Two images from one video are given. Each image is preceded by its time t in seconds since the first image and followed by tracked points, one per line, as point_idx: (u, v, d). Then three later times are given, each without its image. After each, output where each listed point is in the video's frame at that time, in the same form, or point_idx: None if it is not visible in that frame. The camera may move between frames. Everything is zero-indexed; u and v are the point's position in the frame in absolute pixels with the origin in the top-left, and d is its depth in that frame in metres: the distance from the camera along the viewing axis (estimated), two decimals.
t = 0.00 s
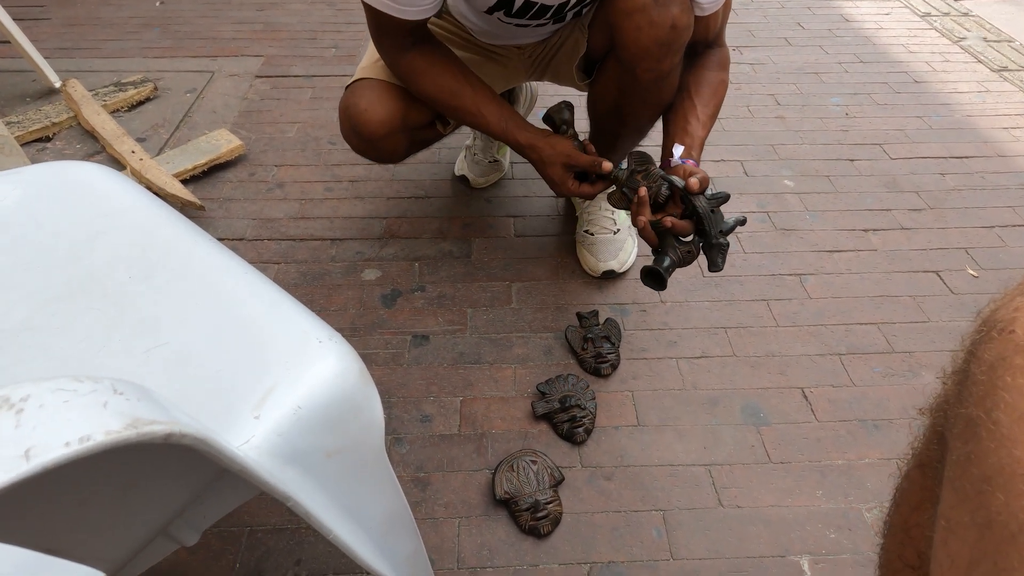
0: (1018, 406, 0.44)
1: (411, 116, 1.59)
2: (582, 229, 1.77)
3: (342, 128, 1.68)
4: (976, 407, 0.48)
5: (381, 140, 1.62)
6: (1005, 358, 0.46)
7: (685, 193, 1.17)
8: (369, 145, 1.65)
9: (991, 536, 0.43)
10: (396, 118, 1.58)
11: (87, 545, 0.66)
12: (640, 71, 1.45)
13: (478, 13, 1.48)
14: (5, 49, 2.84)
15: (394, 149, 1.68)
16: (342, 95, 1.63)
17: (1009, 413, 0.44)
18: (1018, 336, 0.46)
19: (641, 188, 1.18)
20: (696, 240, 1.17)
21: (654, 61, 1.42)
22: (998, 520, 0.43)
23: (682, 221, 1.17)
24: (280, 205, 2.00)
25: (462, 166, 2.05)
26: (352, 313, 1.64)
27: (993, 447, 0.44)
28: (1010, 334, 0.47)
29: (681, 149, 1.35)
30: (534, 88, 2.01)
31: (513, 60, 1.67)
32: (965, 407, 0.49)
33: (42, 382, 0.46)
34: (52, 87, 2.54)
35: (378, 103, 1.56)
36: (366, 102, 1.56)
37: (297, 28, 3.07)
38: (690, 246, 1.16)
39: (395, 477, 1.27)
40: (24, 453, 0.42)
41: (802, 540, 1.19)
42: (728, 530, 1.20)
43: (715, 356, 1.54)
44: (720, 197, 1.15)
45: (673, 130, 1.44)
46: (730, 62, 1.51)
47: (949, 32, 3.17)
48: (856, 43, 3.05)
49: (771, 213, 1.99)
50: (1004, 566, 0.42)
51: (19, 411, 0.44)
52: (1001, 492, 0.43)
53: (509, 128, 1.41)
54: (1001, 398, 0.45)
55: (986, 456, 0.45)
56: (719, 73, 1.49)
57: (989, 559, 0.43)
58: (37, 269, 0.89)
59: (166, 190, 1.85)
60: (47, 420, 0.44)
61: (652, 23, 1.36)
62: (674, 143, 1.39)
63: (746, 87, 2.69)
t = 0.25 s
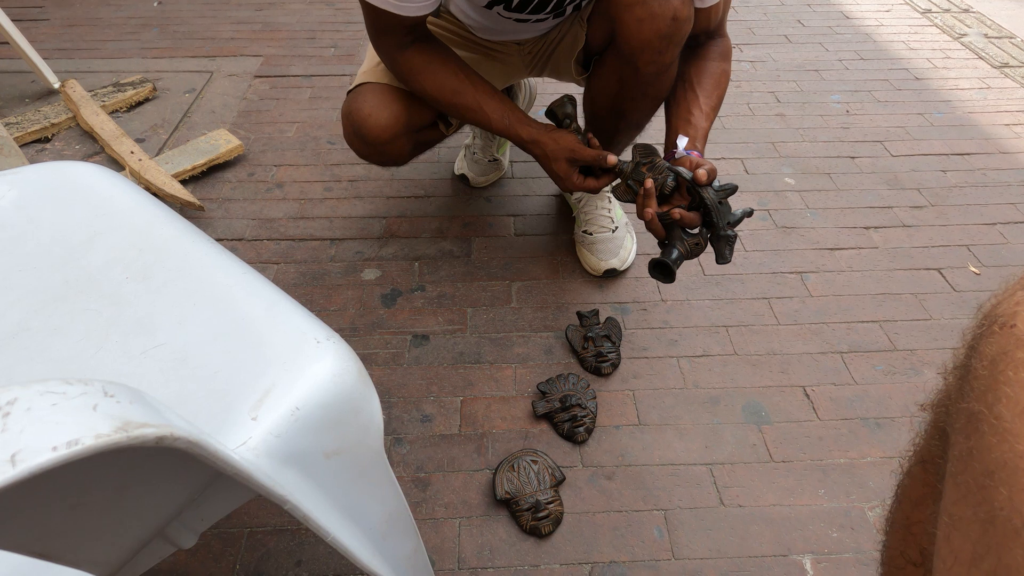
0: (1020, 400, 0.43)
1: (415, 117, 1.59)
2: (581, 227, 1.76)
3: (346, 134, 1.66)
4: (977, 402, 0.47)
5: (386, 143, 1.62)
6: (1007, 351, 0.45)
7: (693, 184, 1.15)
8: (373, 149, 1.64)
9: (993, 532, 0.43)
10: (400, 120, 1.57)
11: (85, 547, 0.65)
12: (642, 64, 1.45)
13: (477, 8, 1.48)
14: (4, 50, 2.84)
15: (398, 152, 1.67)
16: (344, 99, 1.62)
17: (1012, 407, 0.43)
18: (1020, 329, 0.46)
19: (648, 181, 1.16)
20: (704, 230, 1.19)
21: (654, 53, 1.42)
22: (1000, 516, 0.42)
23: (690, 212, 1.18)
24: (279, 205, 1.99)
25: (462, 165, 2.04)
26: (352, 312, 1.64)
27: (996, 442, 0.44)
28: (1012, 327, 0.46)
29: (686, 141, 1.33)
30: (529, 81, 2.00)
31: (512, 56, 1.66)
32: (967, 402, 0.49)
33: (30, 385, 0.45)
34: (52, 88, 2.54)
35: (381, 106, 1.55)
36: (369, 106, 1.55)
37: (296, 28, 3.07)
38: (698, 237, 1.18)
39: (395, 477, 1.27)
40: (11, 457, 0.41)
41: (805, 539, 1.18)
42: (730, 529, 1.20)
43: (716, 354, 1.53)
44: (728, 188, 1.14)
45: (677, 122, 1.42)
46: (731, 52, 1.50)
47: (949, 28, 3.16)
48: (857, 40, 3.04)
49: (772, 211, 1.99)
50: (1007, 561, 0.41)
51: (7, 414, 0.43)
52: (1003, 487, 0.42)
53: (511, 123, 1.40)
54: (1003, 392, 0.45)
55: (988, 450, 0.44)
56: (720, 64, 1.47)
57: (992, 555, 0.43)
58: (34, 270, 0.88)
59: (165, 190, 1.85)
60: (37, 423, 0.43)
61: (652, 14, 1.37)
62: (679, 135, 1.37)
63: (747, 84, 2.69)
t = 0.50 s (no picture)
0: (1018, 397, 0.43)
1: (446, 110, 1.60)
2: (584, 225, 1.77)
3: (381, 140, 1.67)
4: (975, 399, 0.47)
5: (422, 143, 1.61)
6: (1004, 349, 0.46)
7: (727, 159, 1.14)
8: (414, 149, 1.64)
9: (991, 527, 0.43)
10: (436, 114, 1.57)
11: (88, 546, 0.66)
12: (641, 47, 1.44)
13: None
14: (5, 53, 2.85)
15: (435, 150, 1.67)
16: (375, 107, 1.61)
17: (1009, 404, 0.44)
18: (1016, 327, 0.46)
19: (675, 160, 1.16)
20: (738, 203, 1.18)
21: (654, 35, 1.41)
22: (997, 512, 0.42)
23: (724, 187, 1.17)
24: (280, 206, 2.00)
25: (461, 168, 2.03)
26: (353, 312, 1.64)
27: (993, 439, 0.44)
28: (1010, 325, 0.47)
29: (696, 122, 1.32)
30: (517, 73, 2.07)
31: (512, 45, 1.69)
32: (965, 400, 0.49)
33: (39, 383, 0.46)
34: (53, 90, 2.54)
35: (415, 105, 1.55)
36: (405, 107, 1.55)
37: (296, 29, 3.07)
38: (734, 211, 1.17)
39: (397, 476, 1.27)
40: (20, 453, 0.42)
41: (806, 536, 1.19)
42: (731, 527, 1.20)
43: (716, 352, 1.53)
44: (761, 160, 1.13)
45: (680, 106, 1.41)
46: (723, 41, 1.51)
47: (949, 26, 3.16)
48: (856, 39, 3.05)
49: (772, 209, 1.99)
50: (1004, 557, 0.42)
51: (16, 412, 0.44)
52: (1001, 483, 0.42)
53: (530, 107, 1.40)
54: (1000, 389, 0.45)
55: (985, 447, 0.45)
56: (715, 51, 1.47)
57: (990, 551, 0.43)
58: (37, 270, 0.89)
59: (166, 191, 1.85)
60: (45, 420, 0.44)
61: None
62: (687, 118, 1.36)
63: (746, 83, 2.69)
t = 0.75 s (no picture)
0: (1016, 393, 0.43)
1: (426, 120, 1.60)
2: (608, 220, 1.80)
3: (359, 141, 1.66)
4: (973, 396, 0.47)
5: (403, 150, 1.62)
6: (1003, 346, 0.46)
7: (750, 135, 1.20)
8: (393, 156, 1.64)
9: (989, 523, 0.43)
10: (415, 123, 1.57)
11: (85, 546, 0.65)
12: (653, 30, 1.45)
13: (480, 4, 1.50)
14: (4, 55, 2.85)
15: (416, 156, 1.67)
16: (358, 112, 1.61)
17: (1007, 401, 0.43)
18: (1016, 324, 0.46)
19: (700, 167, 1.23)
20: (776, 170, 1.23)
21: (665, 16, 1.43)
22: (996, 508, 0.42)
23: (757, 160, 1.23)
24: (280, 207, 2.00)
25: (460, 169, 2.03)
26: (353, 313, 1.64)
27: (992, 435, 0.44)
28: (1008, 322, 0.46)
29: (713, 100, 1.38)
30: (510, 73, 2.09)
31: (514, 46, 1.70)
32: (964, 396, 0.49)
33: (33, 386, 0.46)
34: (52, 92, 2.55)
35: (397, 111, 1.55)
36: (384, 112, 1.55)
37: (295, 30, 3.07)
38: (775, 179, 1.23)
39: (397, 477, 1.27)
40: (13, 456, 0.42)
41: (807, 535, 1.19)
42: (731, 526, 1.20)
43: (716, 351, 1.53)
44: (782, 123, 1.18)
45: (697, 84, 1.45)
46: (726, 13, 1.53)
47: (949, 23, 3.15)
48: (856, 37, 3.04)
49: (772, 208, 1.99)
50: (1001, 553, 0.41)
51: (8, 414, 0.44)
52: (998, 479, 0.42)
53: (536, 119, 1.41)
54: (998, 385, 0.45)
55: (983, 443, 0.44)
56: (720, 24, 1.49)
57: (988, 546, 0.43)
58: (35, 273, 0.89)
59: (165, 193, 1.85)
60: (37, 423, 0.44)
61: None
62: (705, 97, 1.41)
63: (746, 81, 2.68)
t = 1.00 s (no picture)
0: (1010, 391, 0.43)
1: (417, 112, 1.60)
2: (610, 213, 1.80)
3: (350, 130, 1.66)
4: (969, 393, 0.48)
5: (391, 139, 1.61)
6: (999, 344, 0.46)
7: (746, 134, 1.31)
8: (382, 145, 1.64)
9: (984, 520, 0.43)
10: (405, 113, 1.57)
11: (90, 544, 0.66)
12: (660, 22, 1.46)
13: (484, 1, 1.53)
14: (5, 57, 2.86)
15: (404, 146, 1.67)
16: (351, 98, 1.62)
17: (1002, 398, 0.44)
18: (1012, 323, 0.46)
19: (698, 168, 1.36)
20: (770, 165, 1.34)
21: (672, 9, 1.44)
22: (990, 504, 0.43)
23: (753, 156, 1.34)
24: (280, 208, 2.00)
25: (460, 168, 2.04)
26: (354, 313, 1.65)
27: (987, 432, 0.44)
28: (1004, 320, 0.47)
29: (712, 92, 1.47)
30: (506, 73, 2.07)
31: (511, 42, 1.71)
32: (960, 394, 0.49)
33: (40, 385, 0.46)
34: (52, 94, 2.55)
35: (388, 100, 1.56)
36: (375, 100, 1.56)
37: (295, 30, 3.08)
38: (770, 173, 1.34)
39: (398, 476, 1.28)
40: (22, 454, 0.42)
41: (807, 533, 1.19)
42: (732, 524, 1.20)
43: (716, 350, 1.54)
44: (777, 122, 1.28)
45: (697, 77, 1.54)
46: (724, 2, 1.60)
47: (948, 21, 3.15)
48: (855, 35, 3.04)
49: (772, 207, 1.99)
50: (995, 549, 0.42)
51: (17, 413, 0.44)
52: (993, 475, 0.43)
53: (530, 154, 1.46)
54: (994, 382, 0.45)
55: (978, 441, 0.45)
56: (719, 14, 1.57)
57: (983, 542, 0.43)
58: (38, 273, 0.89)
59: (166, 194, 1.86)
60: (45, 421, 0.44)
61: None
62: (704, 89, 1.51)
63: (745, 80, 2.69)
